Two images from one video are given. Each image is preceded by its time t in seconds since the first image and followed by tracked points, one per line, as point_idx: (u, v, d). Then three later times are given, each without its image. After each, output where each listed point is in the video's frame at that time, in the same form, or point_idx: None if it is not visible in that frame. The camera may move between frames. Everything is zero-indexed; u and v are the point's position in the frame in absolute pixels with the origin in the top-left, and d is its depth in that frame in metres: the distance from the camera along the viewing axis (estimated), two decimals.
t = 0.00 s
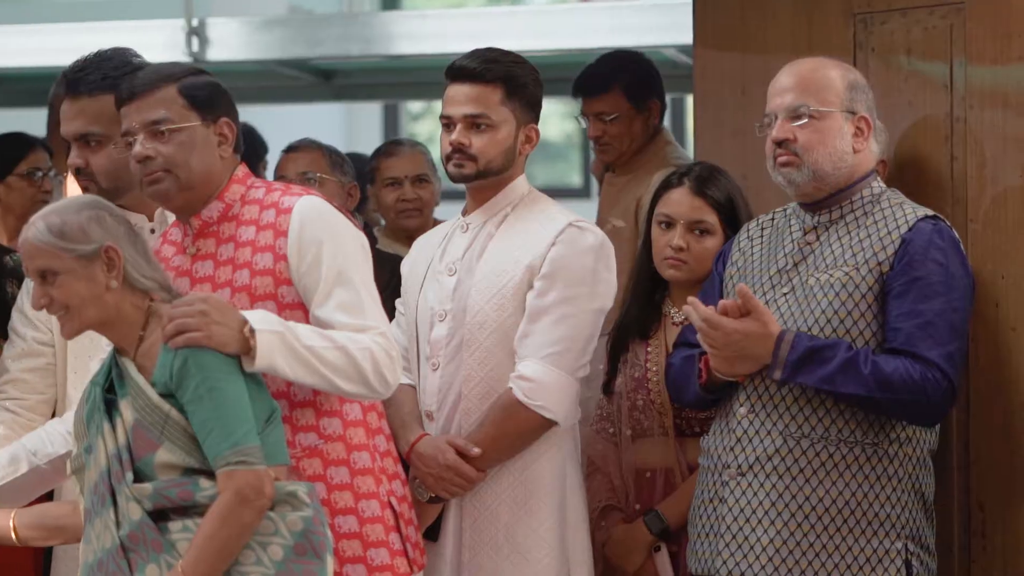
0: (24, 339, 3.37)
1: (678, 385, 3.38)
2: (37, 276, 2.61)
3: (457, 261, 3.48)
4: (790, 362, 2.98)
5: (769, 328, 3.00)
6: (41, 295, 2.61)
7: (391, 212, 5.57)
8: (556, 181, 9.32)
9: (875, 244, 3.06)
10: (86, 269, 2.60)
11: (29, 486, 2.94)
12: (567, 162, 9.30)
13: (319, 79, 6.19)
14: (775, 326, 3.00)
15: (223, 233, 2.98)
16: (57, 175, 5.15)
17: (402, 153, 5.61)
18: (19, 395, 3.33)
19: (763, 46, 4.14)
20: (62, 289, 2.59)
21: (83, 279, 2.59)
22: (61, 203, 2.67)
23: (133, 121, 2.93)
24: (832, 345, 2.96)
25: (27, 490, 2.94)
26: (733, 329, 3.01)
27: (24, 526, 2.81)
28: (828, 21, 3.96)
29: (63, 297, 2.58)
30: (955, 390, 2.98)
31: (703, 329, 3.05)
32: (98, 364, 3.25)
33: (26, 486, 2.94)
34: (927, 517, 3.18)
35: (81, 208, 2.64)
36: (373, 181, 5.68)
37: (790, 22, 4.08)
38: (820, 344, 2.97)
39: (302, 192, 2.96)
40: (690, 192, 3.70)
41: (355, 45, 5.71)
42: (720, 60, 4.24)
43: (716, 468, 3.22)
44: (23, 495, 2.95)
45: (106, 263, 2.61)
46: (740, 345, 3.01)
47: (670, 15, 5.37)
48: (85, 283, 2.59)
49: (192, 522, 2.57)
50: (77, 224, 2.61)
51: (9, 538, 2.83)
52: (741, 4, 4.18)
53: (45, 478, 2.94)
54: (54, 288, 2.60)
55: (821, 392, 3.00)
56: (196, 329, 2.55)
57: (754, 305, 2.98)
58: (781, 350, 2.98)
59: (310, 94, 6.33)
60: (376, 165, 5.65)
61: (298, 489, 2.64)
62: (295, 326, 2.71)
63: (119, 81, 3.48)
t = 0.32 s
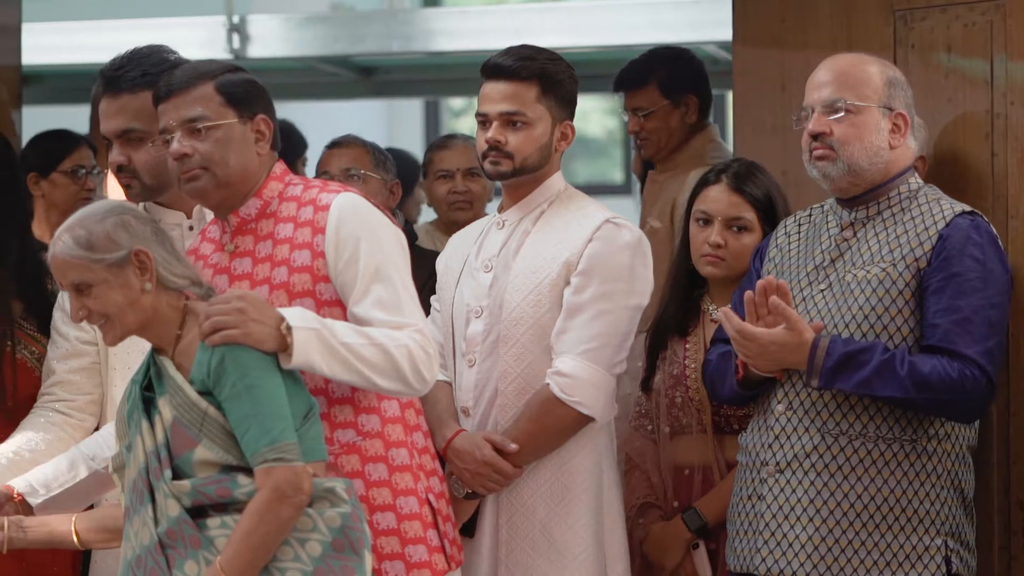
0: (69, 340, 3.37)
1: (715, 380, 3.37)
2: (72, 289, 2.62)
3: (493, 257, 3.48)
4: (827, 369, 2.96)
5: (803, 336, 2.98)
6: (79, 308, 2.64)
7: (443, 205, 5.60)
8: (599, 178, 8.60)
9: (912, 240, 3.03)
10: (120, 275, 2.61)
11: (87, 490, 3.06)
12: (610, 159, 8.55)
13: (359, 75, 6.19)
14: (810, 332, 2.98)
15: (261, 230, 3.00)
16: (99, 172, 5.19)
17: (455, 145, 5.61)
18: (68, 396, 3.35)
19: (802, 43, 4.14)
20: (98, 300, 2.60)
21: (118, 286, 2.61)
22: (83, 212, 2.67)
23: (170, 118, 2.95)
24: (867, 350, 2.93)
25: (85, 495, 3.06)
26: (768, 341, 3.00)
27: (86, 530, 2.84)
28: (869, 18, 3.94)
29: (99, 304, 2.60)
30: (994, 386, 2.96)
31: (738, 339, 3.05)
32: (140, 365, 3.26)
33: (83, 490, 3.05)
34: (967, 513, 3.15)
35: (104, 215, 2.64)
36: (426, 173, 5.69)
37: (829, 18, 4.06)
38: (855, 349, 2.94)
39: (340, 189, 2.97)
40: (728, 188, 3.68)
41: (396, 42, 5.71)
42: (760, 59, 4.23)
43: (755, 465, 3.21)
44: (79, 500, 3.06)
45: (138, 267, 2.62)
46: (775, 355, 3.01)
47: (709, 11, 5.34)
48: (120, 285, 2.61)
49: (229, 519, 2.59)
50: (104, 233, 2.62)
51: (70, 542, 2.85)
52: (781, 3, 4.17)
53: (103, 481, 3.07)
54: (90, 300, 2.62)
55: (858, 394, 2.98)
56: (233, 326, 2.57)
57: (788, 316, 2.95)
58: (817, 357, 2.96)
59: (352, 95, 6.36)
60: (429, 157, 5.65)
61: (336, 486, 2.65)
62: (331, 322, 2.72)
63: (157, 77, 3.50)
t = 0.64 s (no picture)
0: (119, 339, 3.39)
1: (761, 377, 3.35)
2: (122, 274, 2.66)
3: (537, 255, 3.48)
4: (871, 358, 2.93)
5: (850, 324, 2.97)
6: (127, 294, 2.68)
7: (502, 193, 5.57)
8: (647, 173, 8.17)
9: (958, 236, 3.00)
10: (170, 266, 2.65)
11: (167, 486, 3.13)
12: (657, 154, 8.09)
13: (408, 73, 6.20)
14: (856, 323, 2.97)
15: (308, 227, 3.01)
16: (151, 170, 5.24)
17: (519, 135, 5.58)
18: (124, 396, 3.37)
19: (850, 39, 4.15)
20: (147, 287, 2.64)
21: (168, 277, 2.64)
22: (140, 200, 2.71)
23: (217, 116, 2.97)
24: (913, 340, 2.91)
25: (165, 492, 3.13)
26: (813, 329, 2.99)
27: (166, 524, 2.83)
28: (918, 15, 4.01)
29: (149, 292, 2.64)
30: None
31: (783, 329, 3.03)
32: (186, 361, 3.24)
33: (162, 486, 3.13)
34: (1012, 510, 3.13)
35: (161, 205, 2.69)
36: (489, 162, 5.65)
37: (877, 14, 4.09)
38: (901, 338, 2.92)
39: (386, 187, 2.98)
40: (773, 184, 3.66)
41: (444, 39, 5.74)
42: (806, 57, 4.23)
43: (800, 461, 3.18)
44: (157, 497, 3.13)
45: (189, 259, 2.66)
46: (820, 344, 2.99)
47: (756, 7, 5.32)
48: (171, 276, 2.64)
49: (274, 515, 2.62)
50: (160, 223, 2.66)
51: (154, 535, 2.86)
52: None
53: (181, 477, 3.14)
54: (138, 286, 2.66)
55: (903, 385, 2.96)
56: (278, 323, 2.60)
57: (834, 302, 2.95)
58: (862, 345, 2.95)
59: (400, 91, 6.38)
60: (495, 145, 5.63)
61: (380, 482, 2.67)
62: (375, 320, 2.74)
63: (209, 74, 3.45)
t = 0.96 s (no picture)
0: (180, 334, 3.43)
1: (816, 372, 3.33)
2: (191, 246, 2.72)
3: (591, 250, 3.48)
4: (926, 355, 2.95)
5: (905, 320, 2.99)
6: (192, 267, 2.73)
7: (575, 183, 5.25)
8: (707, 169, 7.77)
9: (1014, 231, 2.98)
10: (242, 247, 2.72)
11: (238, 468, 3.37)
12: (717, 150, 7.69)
13: (466, 69, 6.17)
14: (910, 318, 2.99)
15: (366, 223, 3.06)
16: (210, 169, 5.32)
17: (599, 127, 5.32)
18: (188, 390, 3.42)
19: (908, 35, 4.27)
20: (214, 262, 2.70)
21: (238, 258, 2.71)
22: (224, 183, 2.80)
23: (275, 111, 3.02)
24: (967, 337, 2.92)
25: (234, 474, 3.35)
26: (869, 323, 3.01)
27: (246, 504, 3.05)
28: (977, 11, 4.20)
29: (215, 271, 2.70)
30: None
31: (839, 322, 3.05)
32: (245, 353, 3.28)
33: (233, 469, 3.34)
34: None
35: (244, 189, 2.78)
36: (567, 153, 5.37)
37: (935, 10, 4.23)
38: (956, 335, 2.93)
39: (444, 182, 3.03)
40: (830, 179, 3.62)
41: (501, 34, 5.76)
42: (864, 49, 4.31)
43: (855, 458, 3.17)
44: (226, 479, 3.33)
45: (261, 246, 2.73)
46: (876, 339, 3.01)
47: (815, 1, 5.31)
48: (240, 257, 2.72)
49: (329, 509, 2.67)
50: (240, 205, 2.74)
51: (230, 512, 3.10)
52: None
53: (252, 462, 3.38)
54: (206, 262, 2.72)
55: (958, 382, 2.97)
56: (333, 318, 2.63)
57: (888, 297, 2.98)
58: (917, 343, 2.97)
59: (458, 86, 6.37)
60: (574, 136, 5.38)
61: (434, 477, 2.69)
62: (431, 316, 2.78)
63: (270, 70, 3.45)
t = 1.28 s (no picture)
0: (235, 323, 3.47)
1: (871, 366, 3.33)
2: (262, 226, 2.80)
3: (647, 243, 3.48)
4: (980, 351, 2.95)
5: (958, 317, 2.96)
6: (260, 246, 2.80)
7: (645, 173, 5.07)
8: (767, 163, 7.83)
9: None
10: (311, 231, 2.81)
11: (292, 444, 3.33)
12: (777, 142, 7.65)
13: (524, 62, 6.13)
14: (965, 314, 2.96)
15: (425, 214, 3.17)
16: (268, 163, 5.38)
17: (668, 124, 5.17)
18: (242, 378, 3.45)
19: (967, 27, 4.39)
20: (284, 244, 2.79)
21: (307, 242, 2.80)
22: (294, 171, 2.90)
23: (335, 102, 3.13)
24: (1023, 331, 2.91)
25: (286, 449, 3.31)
26: (921, 321, 2.98)
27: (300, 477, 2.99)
28: None
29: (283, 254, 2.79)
30: None
31: (891, 322, 3.02)
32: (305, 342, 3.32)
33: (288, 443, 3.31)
34: None
35: (316, 178, 2.88)
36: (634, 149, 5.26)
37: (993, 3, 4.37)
38: (1010, 330, 2.92)
39: (503, 175, 3.13)
40: (886, 171, 3.59)
41: (558, 27, 5.77)
42: (921, 41, 4.46)
43: (910, 451, 3.19)
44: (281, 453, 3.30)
45: (329, 233, 2.83)
46: (929, 336, 2.99)
47: None
48: (310, 241, 2.80)
49: (384, 501, 2.70)
50: (312, 192, 2.84)
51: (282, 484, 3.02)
52: None
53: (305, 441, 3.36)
54: (275, 243, 2.80)
55: (1014, 376, 2.96)
56: (390, 309, 2.68)
57: (941, 295, 2.95)
58: (971, 338, 2.96)
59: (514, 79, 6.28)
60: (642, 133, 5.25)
61: (489, 470, 2.72)
62: (488, 309, 2.84)
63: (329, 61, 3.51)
